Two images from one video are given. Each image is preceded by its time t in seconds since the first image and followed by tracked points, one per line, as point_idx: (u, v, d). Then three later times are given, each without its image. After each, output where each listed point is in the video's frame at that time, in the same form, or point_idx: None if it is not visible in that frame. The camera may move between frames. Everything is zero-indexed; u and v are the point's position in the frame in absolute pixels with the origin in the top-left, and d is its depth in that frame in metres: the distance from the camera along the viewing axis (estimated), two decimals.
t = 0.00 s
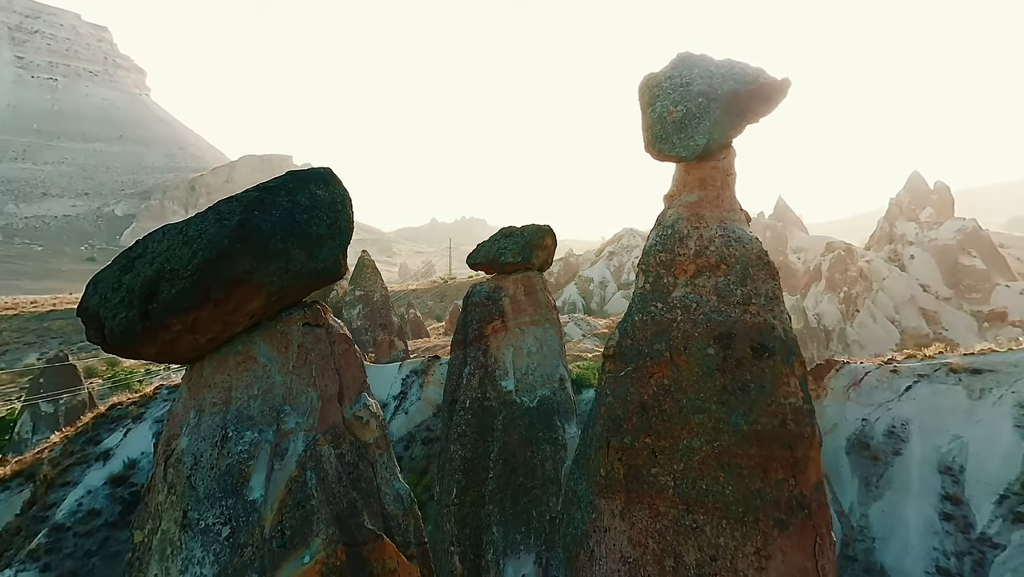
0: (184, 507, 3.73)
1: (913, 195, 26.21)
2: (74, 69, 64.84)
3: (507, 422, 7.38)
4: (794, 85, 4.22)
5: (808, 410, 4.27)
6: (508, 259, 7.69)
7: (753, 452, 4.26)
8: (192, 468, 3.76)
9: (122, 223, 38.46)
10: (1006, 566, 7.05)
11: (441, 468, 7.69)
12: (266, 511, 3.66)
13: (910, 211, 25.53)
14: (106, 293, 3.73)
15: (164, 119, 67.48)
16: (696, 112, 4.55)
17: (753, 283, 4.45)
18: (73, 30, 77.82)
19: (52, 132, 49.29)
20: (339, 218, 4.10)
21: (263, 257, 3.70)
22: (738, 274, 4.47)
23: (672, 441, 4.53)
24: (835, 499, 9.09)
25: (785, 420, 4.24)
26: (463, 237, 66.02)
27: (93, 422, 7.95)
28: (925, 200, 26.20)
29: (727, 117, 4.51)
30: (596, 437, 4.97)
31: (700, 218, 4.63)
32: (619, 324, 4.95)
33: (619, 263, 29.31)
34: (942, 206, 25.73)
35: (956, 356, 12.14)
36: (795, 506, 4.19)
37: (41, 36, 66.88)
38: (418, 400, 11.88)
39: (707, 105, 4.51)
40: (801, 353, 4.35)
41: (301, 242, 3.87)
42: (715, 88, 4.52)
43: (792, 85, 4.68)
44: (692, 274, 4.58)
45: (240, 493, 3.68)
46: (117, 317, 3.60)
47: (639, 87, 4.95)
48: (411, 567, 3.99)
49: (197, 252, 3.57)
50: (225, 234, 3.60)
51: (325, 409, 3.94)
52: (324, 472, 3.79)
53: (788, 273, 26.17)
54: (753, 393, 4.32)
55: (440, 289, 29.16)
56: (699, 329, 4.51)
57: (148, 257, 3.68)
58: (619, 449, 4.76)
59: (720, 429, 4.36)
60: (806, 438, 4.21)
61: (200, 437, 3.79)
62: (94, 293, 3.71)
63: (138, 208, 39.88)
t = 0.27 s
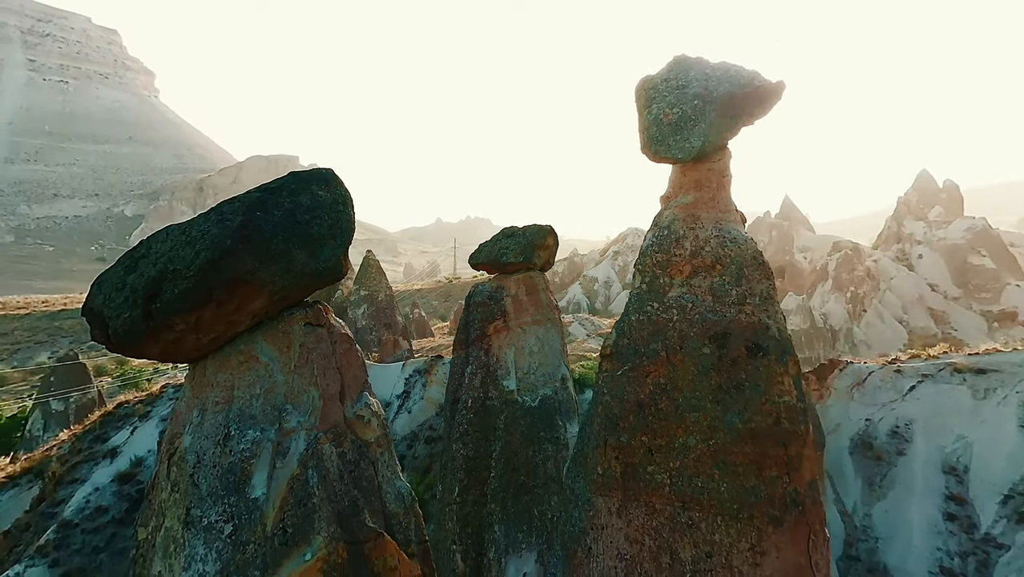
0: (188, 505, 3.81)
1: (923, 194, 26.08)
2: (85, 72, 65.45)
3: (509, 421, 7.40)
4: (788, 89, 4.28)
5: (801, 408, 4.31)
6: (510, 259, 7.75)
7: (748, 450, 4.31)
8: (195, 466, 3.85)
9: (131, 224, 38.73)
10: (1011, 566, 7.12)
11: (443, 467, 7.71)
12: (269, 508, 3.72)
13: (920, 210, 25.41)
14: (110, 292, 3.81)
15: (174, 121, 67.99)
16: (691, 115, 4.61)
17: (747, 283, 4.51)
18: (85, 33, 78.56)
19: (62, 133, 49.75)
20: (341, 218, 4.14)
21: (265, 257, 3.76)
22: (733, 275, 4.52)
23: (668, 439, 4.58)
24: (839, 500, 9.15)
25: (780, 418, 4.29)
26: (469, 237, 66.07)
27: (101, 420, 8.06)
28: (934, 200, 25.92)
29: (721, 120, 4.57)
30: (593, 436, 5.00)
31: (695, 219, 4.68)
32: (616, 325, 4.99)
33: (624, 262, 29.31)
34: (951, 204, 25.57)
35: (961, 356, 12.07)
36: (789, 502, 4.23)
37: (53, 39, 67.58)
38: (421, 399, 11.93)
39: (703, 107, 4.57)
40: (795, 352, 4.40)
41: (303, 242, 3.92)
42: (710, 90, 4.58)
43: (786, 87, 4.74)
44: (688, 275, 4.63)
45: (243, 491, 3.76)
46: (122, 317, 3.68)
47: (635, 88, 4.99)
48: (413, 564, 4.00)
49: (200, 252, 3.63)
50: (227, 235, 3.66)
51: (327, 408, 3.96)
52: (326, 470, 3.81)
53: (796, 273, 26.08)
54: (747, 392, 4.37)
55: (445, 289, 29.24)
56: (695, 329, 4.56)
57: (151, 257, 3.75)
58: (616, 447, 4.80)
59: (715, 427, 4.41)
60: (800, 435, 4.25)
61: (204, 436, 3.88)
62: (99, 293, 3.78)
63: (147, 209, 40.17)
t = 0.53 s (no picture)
0: (190, 503, 3.88)
1: (931, 193, 25.99)
2: (95, 74, 65.97)
3: (510, 421, 7.44)
4: (783, 91, 4.33)
5: (795, 406, 4.34)
6: (512, 259, 7.79)
7: (743, 448, 4.35)
8: (198, 464, 3.91)
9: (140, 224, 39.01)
10: (1013, 566, 7.47)
11: (445, 466, 7.75)
12: (270, 507, 3.77)
13: (928, 209, 25.30)
14: (114, 292, 3.87)
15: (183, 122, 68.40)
16: (687, 117, 4.66)
17: (742, 283, 4.55)
18: (96, 37, 79.19)
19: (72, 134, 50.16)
20: (342, 220, 4.20)
21: (266, 257, 3.81)
22: (728, 275, 4.57)
23: (664, 437, 4.61)
24: (843, 499, 9.68)
25: (774, 417, 4.32)
26: (475, 237, 66.16)
27: (108, 419, 8.14)
28: (943, 197, 25.79)
29: (717, 121, 4.62)
30: (591, 434, 5.03)
31: (691, 220, 4.72)
32: (613, 324, 5.03)
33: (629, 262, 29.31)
34: (960, 203, 25.46)
35: (965, 356, 12.06)
36: (782, 499, 4.27)
37: (64, 42, 68.17)
38: (424, 399, 11.99)
39: (698, 109, 4.62)
40: (789, 351, 4.43)
41: (304, 243, 3.97)
42: (706, 93, 4.63)
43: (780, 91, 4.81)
44: (684, 275, 4.67)
45: (244, 489, 3.80)
46: (125, 316, 3.74)
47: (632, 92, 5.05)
48: (415, 562, 4.03)
49: (202, 253, 3.68)
50: (229, 235, 3.71)
51: (328, 407, 4.02)
52: (327, 469, 3.86)
53: (803, 273, 25.94)
54: (742, 390, 4.40)
55: (450, 289, 29.33)
56: (690, 329, 4.59)
57: (154, 258, 3.81)
58: (612, 446, 4.83)
59: (710, 426, 4.45)
60: (794, 433, 4.29)
61: (206, 434, 3.94)
62: (103, 293, 3.85)
63: (156, 209, 40.46)
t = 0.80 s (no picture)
0: (193, 501, 3.93)
1: (940, 192, 25.89)
2: (105, 76, 66.39)
3: (512, 420, 7.48)
4: (777, 94, 4.36)
5: (789, 405, 4.40)
6: (514, 259, 7.83)
7: (737, 446, 4.40)
8: (201, 463, 3.97)
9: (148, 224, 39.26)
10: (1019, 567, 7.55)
11: (447, 466, 7.79)
12: (272, 504, 3.80)
13: (936, 207, 25.18)
14: (118, 292, 3.94)
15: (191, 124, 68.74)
16: (682, 120, 4.71)
17: (737, 284, 4.59)
18: (105, 39, 79.68)
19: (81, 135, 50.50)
20: (343, 220, 4.24)
21: (268, 257, 3.86)
22: (722, 275, 4.60)
23: (660, 435, 4.65)
24: (846, 499, 9.76)
25: (767, 415, 4.38)
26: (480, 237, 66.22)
27: (116, 417, 8.22)
28: (952, 195, 25.83)
29: (712, 123, 4.66)
30: (587, 433, 5.06)
31: (687, 221, 4.76)
32: (609, 324, 5.07)
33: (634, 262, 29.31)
34: (969, 201, 25.32)
35: (969, 356, 12.02)
36: (776, 496, 4.33)
37: (74, 45, 68.66)
38: (427, 398, 12.04)
39: (693, 112, 4.66)
40: (783, 350, 4.48)
41: (306, 243, 4.02)
42: (701, 96, 4.67)
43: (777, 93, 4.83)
44: (679, 275, 4.71)
45: (247, 487, 3.85)
46: (128, 316, 3.80)
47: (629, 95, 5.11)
48: (415, 560, 4.10)
49: (204, 252, 3.73)
50: (231, 235, 3.77)
51: (329, 407, 4.08)
52: (329, 468, 3.92)
53: (809, 273, 26.03)
54: (736, 389, 4.45)
55: (455, 288, 29.40)
56: (686, 328, 4.64)
57: (157, 258, 3.87)
58: (609, 444, 4.86)
59: (705, 424, 4.50)
60: (787, 431, 4.36)
61: (209, 433, 4.00)
62: (107, 293, 3.91)
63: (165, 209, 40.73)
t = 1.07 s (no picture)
0: (195, 498, 3.99)
1: (948, 190, 25.76)
2: (115, 78, 66.97)
3: (513, 420, 7.51)
4: (771, 98, 4.41)
5: (783, 403, 4.43)
6: (515, 259, 7.87)
7: (732, 444, 4.44)
8: (203, 461, 4.02)
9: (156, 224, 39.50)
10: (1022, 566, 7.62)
11: (450, 464, 7.83)
12: (273, 502, 3.86)
13: (944, 207, 25.05)
14: (121, 292, 3.99)
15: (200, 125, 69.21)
16: (677, 122, 4.75)
17: (732, 284, 4.62)
18: (116, 42, 80.38)
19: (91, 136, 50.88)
20: (344, 220, 4.30)
21: (270, 258, 3.92)
22: (718, 276, 4.64)
23: (656, 434, 4.68)
24: (849, 499, 9.78)
25: (762, 414, 4.41)
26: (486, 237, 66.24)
27: (123, 415, 8.31)
28: (961, 195, 25.64)
29: (707, 126, 4.71)
30: (586, 431, 5.10)
31: (683, 222, 4.80)
32: (607, 324, 5.09)
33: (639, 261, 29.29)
34: (979, 200, 25.14)
35: (974, 357, 11.97)
36: (770, 493, 4.37)
37: (85, 48, 69.33)
38: (430, 397, 12.09)
39: (689, 115, 4.71)
40: (777, 350, 4.51)
41: (307, 243, 4.07)
42: (697, 99, 4.72)
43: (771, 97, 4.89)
44: (675, 276, 4.75)
45: (249, 485, 3.90)
46: (132, 316, 3.86)
47: (626, 96, 5.15)
48: (415, 558, 4.16)
49: (207, 253, 3.79)
50: (233, 236, 3.82)
51: (330, 406, 4.13)
52: (329, 466, 3.97)
53: (815, 273, 25.97)
54: (731, 388, 4.48)
55: (460, 288, 29.45)
56: (682, 328, 4.67)
57: (160, 259, 3.92)
58: (606, 443, 4.89)
59: (700, 422, 4.53)
60: (781, 429, 4.39)
61: (211, 431, 4.05)
62: (111, 294, 3.97)
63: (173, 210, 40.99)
